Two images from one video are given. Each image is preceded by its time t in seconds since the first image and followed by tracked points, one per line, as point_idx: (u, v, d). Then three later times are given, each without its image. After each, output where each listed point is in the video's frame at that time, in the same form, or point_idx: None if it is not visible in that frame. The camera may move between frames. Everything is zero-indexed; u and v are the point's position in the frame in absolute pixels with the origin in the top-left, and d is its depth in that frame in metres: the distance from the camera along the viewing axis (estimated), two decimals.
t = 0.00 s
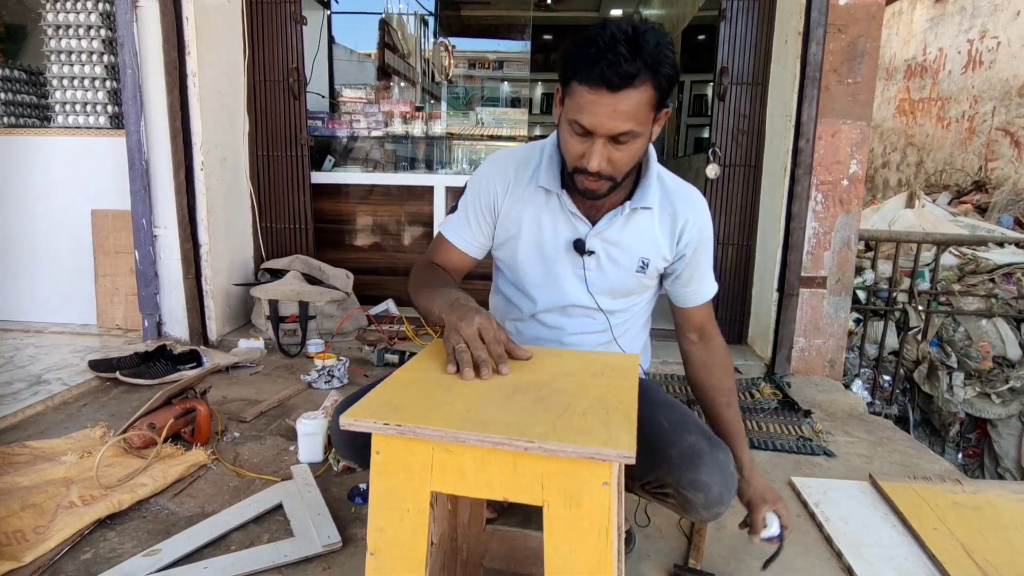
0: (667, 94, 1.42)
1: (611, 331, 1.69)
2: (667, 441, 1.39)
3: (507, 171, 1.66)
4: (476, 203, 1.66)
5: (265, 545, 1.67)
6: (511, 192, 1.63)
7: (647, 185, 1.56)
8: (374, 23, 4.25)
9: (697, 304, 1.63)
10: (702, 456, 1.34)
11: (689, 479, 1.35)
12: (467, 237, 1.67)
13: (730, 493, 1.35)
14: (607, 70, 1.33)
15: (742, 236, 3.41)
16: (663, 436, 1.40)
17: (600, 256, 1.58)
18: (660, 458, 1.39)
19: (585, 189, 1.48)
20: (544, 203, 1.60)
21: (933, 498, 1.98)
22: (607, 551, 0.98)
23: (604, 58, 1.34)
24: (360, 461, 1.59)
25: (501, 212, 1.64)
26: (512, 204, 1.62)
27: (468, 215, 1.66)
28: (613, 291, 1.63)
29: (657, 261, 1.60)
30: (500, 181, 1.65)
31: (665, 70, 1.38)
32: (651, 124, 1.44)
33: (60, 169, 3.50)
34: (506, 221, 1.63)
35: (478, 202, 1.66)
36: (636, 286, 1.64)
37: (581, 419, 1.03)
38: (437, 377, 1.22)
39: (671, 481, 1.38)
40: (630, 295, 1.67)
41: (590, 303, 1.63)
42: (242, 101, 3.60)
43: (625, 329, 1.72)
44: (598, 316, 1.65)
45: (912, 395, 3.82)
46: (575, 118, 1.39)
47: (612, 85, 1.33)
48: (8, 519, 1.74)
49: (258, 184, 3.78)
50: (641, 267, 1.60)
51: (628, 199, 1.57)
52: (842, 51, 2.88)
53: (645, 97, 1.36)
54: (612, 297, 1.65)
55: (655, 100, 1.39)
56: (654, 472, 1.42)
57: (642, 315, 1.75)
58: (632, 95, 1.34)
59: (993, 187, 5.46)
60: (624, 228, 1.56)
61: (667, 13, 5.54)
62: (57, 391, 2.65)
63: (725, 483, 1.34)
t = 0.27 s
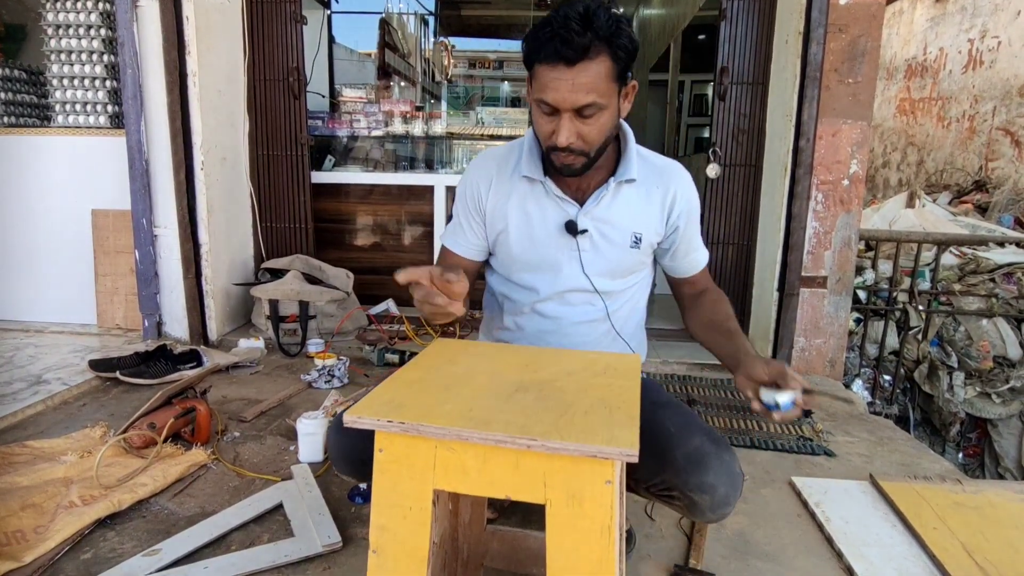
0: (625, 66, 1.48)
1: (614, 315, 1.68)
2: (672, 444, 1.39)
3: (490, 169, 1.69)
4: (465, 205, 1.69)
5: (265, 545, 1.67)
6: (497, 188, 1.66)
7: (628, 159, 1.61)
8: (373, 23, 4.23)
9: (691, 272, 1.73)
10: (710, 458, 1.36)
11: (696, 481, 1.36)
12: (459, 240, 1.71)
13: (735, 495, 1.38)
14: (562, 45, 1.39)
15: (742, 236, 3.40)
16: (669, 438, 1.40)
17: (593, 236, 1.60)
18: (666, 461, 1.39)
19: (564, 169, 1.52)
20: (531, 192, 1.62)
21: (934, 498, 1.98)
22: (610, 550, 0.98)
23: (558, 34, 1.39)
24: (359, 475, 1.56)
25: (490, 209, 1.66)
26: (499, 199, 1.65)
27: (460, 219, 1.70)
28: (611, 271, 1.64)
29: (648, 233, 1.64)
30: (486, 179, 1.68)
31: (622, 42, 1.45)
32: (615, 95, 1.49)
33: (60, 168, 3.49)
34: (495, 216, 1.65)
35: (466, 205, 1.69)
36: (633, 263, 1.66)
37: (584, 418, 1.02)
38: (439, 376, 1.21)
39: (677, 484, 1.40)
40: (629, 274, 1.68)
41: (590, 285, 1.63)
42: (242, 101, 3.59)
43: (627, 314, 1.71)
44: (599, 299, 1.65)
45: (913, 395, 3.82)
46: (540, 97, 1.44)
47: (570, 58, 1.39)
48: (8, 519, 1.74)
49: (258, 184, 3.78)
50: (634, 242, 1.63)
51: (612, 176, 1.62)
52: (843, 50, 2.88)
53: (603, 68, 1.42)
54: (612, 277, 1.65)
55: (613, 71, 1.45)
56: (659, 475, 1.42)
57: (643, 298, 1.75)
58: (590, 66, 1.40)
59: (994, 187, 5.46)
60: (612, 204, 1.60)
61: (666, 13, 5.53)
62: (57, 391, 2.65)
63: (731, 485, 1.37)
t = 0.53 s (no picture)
0: (595, 59, 1.49)
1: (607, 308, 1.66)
2: (675, 439, 1.40)
3: (476, 168, 1.73)
4: (454, 205, 1.74)
5: (266, 545, 1.67)
6: (483, 186, 1.69)
7: (610, 149, 1.61)
8: (374, 22, 4.21)
9: (682, 263, 1.68)
10: (711, 453, 1.37)
11: (698, 475, 1.37)
12: (452, 240, 1.76)
13: (737, 488, 1.39)
14: (528, 44, 1.42)
15: (743, 236, 3.40)
16: (671, 433, 1.41)
17: (578, 227, 1.60)
18: (669, 456, 1.39)
19: (542, 164, 1.54)
20: (516, 187, 1.65)
21: (935, 498, 1.98)
22: (611, 550, 0.98)
23: (524, 34, 1.43)
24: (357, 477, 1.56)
25: (477, 207, 1.70)
26: (486, 196, 1.68)
27: (450, 219, 1.75)
28: (600, 261, 1.63)
29: (635, 222, 1.63)
30: (473, 178, 1.72)
31: (589, 36, 1.46)
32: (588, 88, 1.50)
33: (61, 168, 3.49)
34: (482, 213, 1.68)
35: (456, 204, 1.74)
36: (624, 254, 1.64)
37: (585, 418, 1.02)
38: (439, 376, 1.21)
39: (679, 479, 1.40)
40: (620, 265, 1.65)
41: (579, 276, 1.63)
42: (242, 101, 3.60)
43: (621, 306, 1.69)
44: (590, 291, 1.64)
45: (913, 395, 3.82)
46: (512, 96, 1.47)
47: (537, 55, 1.42)
48: (8, 519, 1.74)
49: (259, 184, 3.78)
50: (621, 231, 1.62)
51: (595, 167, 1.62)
52: (844, 50, 2.88)
53: (572, 62, 1.44)
54: (602, 269, 1.64)
55: (583, 65, 1.46)
56: (661, 471, 1.42)
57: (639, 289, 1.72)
58: (558, 61, 1.42)
59: (994, 187, 5.46)
60: (595, 195, 1.60)
61: (667, 13, 5.55)
62: (58, 391, 2.65)
63: (733, 478, 1.38)
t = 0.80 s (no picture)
0: (568, 61, 1.48)
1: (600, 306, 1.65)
2: (672, 437, 1.40)
3: (469, 171, 1.77)
4: (449, 209, 1.79)
5: (268, 544, 1.67)
6: (475, 188, 1.73)
7: (594, 147, 1.61)
8: (375, 21, 4.21)
9: (669, 260, 1.63)
10: (709, 450, 1.37)
11: (695, 474, 1.36)
12: (449, 242, 1.81)
13: (735, 487, 1.38)
14: (497, 54, 1.42)
15: (744, 236, 3.40)
16: (668, 431, 1.42)
17: (566, 225, 1.61)
18: (666, 454, 1.40)
19: (524, 166, 1.55)
20: (505, 188, 1.67)
21: (936, 498, 1.98)
22: (612, 550, 0.98)
23: (493, 43, 1.43)
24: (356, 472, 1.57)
25: (470, 209, 1.74)
26: (477, 197, 1.72)
27: (446, 222, 1.80)
28: (590, 259, 1.62)
29: (622, 218, 1.61)
30: (466, 181, 1.76)
31: (559, 41, 1.45)
32: (565, 90, 1.49)
33: (62, 168, 3.50)
34: (474, 214, 1.72)
35: (451, 208, 1.79)
36: (613, 250, 1.63)
37: (587, 418, 1.02)
38: (440, 376, 1.22)
39: (677, 478, 1.39)
40: (610, 262, 1.64)
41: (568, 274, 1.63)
42: (243, 101, 3.60)
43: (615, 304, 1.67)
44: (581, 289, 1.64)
45: (915, 395, 3.82)
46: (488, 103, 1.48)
47: (508, 63, 1.41)
48: (10, 519, 1.74)
49: (260, 184, 3.78)
50: (608, 228, 1.61)
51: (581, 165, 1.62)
52: (845, 50, 2.87)
53: (544, 67, 1.43)
54: (591, 267, 1.63)
55: (555, 69, 1.45)
56: (658, 469, 1.42)
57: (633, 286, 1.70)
58: (529, 67, 1.41)
59: (996, 187, 5.45)
60: (581, 193, 1.60)
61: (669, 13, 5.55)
62: (59, 390, 2.65)
63: (731, 477, 1.37)
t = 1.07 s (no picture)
0: (558, 62, 1.48)
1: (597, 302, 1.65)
2: (665, 432, 1.41)
3: (463, 172, 1.78)
4: (445, 209, 1.80)
5: (269, 544, 1.67)
6: (470, 188, 1.74)
7: (587, 143, 1.62)
8: (376, 20, 4.22)
9: (665, 254, 1.61)
10: (701, 444, 1.38)
11: (689, 468, 1.38)
12: (445, 243, 1.81)
13: (730, 479, 1.39)
14: (488, 56, 1.42)
15: (744, 236, 3.40)
16: (662, 427, 1.43)
17: (560, 222, 1.61)
18: (660, 450, 1.41)
19: (517, 165, 1.56)
20: (499, 187, 1.68)
21: (936, 498, 1.98)
22: (612, 549, 0.98)
23: (483, 45, 1.43)
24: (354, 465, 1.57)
25: (465, 208, 1.74)
26: (472, 196, 1.72)
27: (442, 223, 1.81)
28: (585, 254, 1.62)
29: (616, 213, 1.61)
30: (460, 181, 1.77)
31: (548, 42, 1.45)
32: (555, 91, 1.50)
33: (64, 168, 3.50)
34: (470, 214, 1.73)
35: (448, 208, 1.79)
36: (609, 246, 1.63)
37: (587, 417, 1.02)
38: (441, 375, 1.22)
39: (672, 473, 1.40)
40: (606, 258, 1.64)
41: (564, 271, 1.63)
42: (244, 101, 3.60)
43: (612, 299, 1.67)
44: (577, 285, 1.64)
45: (915, 395, 3.82)
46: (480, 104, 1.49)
47: (497, 65, 1.42)
48: (11, 518, 1.74)
49: (260, 184, 3.79)
50: (602, 223, 1.61)
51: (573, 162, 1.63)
52: (846, 50, 2.87)
53: (535, 68, 1.43)
54: (587, 262, 1.63)
55: (545, 70, 1.45)
56: (653, 465, 1.43)
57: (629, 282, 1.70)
58: (520, 68, 1.41)
59: (996, 187, 5.46)
60: (574, 189, 1.61)
61: (670, 12, 5.55)
62: (60, 390, 2.65)
63: (726, 470, 1.38)
